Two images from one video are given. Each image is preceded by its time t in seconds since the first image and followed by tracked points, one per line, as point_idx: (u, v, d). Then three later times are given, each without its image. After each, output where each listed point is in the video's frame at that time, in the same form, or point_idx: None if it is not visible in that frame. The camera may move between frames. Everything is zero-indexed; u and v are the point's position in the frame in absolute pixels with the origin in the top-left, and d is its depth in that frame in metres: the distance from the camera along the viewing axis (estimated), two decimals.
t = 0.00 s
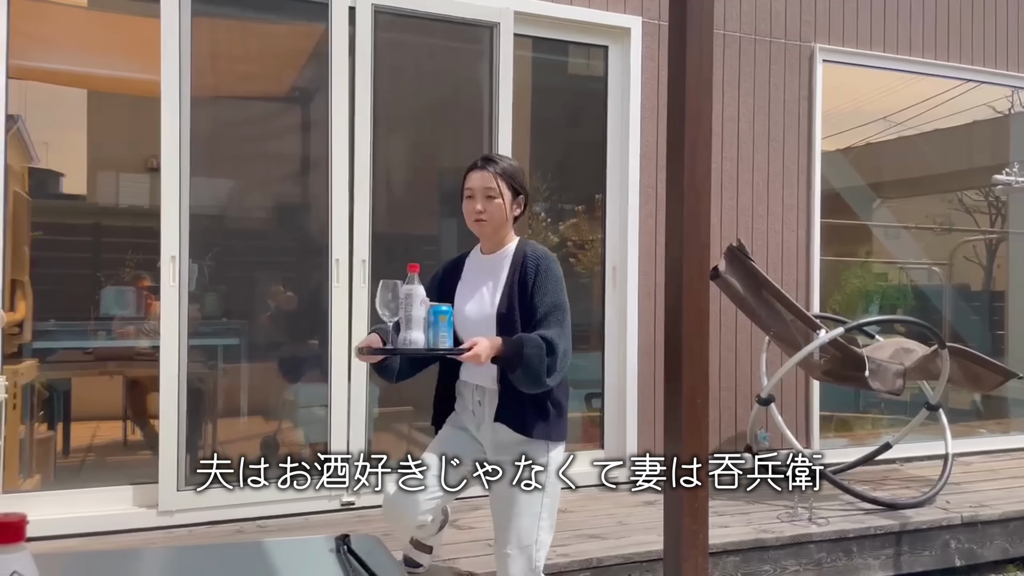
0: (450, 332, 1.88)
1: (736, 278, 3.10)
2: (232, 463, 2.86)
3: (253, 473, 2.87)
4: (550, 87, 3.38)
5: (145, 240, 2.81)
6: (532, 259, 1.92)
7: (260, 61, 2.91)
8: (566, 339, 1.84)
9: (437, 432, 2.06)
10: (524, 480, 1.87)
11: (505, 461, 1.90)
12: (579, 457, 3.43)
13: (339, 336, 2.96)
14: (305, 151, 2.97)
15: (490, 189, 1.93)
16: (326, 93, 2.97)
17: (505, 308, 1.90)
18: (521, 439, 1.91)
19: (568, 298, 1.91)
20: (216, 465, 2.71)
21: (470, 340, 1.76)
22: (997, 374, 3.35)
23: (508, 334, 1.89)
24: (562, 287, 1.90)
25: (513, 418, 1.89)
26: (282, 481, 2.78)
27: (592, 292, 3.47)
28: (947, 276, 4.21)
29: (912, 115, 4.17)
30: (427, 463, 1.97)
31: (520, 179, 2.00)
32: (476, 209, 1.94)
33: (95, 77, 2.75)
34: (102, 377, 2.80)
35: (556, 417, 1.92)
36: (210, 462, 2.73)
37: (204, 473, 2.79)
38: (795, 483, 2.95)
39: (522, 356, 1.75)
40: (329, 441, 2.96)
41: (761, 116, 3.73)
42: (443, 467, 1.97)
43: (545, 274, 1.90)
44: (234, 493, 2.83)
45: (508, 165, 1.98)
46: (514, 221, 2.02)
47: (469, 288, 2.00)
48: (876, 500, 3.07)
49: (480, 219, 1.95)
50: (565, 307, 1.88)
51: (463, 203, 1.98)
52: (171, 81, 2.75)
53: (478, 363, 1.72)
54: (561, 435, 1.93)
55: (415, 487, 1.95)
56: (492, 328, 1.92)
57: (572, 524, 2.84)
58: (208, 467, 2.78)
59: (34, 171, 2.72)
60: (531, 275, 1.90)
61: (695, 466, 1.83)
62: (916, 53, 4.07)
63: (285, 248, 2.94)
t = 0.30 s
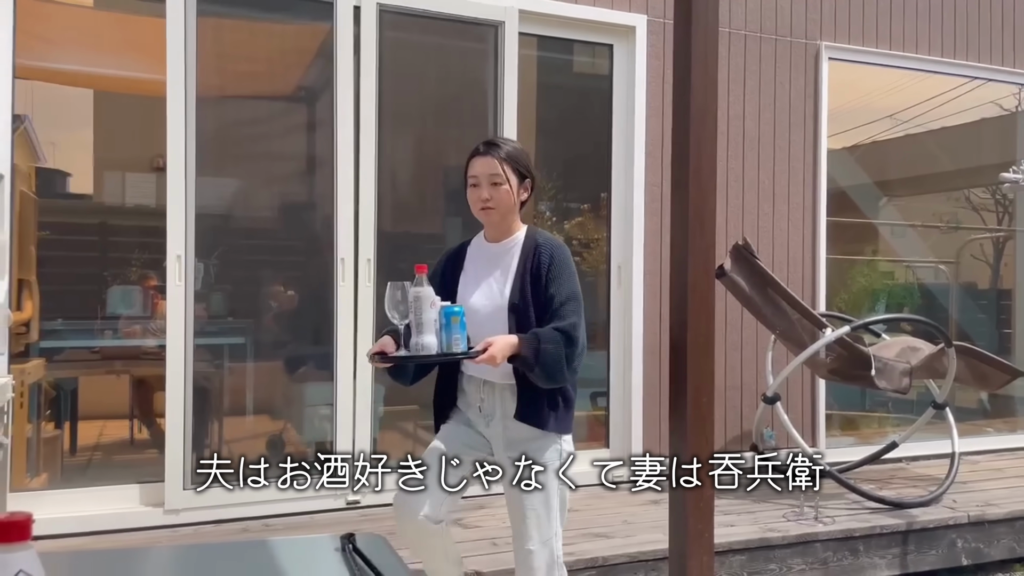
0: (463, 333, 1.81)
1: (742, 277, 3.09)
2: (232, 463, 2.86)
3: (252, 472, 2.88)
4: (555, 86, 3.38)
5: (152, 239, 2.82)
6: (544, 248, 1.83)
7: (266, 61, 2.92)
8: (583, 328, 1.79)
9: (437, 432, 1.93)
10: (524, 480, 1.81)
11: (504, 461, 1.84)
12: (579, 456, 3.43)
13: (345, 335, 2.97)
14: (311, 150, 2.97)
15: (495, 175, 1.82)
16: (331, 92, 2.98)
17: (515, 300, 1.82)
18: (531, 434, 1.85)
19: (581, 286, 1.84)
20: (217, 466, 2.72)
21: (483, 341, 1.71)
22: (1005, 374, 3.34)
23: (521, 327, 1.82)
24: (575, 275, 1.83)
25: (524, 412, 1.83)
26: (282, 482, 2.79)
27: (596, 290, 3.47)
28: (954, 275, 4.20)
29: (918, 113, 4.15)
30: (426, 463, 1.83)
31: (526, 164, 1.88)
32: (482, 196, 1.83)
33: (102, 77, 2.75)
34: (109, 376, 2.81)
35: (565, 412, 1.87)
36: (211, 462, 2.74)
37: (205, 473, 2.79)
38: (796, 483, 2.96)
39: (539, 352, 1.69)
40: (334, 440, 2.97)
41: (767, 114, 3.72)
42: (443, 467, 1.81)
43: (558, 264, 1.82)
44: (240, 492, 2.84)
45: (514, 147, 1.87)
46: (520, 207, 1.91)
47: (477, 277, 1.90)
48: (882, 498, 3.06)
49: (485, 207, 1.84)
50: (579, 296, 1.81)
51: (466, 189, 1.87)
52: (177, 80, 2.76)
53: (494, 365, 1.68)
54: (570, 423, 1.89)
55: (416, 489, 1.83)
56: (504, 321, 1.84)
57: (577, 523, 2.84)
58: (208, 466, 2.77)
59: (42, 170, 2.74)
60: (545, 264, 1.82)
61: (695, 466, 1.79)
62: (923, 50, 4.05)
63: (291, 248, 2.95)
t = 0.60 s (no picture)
0: (437, 336, 1.65)
1: (750, 275, 3.08)
2: (232, 463, 2.86)
3: (253, 472, 2.88)
4: (562, 85, 3.38)
5: (160, 238, 2.83)
6: (518, 244, 1.72)
7: (273, 60, 2.92)
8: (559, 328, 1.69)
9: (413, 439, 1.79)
10: (525, 479, 1.69)
11: (504, 460, 1.69)
12: (579, 455, 3.42)
13: (352, 334, 2.97)
14: (318, 149, 2.98)
15: (467, 171, 1.70)
16: (338, 91, 2.98)
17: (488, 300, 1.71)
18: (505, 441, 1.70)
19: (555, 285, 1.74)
20: (217, 464, 2.73)
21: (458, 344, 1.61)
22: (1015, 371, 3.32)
23: (497, 329, 1.71)
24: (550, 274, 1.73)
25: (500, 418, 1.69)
26: (284, 482, 2.79)
27: (603, 288, 3.46)
28: (963, 272, 4.18)
29: (927, 110, 4.13)
30: (427, 462, 1.73)
31: (500, 156, 1.76)
32: (454, 194, 1.70)
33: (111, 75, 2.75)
34: (117, 374, 2.80)
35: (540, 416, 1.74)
36: (213, 461, 2.73)
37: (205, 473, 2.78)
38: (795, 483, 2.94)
39: (524, 360, 1.59)
40: (342, 438, 2.97)
41: (775, 111, 3.71)
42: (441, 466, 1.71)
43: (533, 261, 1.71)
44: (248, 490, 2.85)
45: (487, 139, 1.74)
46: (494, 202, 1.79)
47: (448, 273, 1.78)
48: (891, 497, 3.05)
49: (457, 204, 1.72)
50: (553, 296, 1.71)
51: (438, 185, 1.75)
52: (185, 79, 2.77)
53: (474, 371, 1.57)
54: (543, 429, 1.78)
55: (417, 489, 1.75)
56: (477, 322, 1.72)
57: (584, 521, 2.84)
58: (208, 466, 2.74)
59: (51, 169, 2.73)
60: (520, 262, 1.69)
61: (695, 466, 1.78)
62: (932, 46, 4.03)
63: (298, 247, 2.96)
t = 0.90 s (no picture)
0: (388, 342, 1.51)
1: (763, 274, 3.07)
2: (233, 463, 2.86)
3: (254, 472, 2.86)
4: (574, 83, 3.37)
5: (173, 237, 2.84)
6: (487, 242, 1.63)
7: (285, 59, 2.93)
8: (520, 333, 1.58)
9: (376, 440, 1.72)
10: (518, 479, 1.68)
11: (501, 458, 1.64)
12: (580, 454, 3.41)
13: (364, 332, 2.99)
14: (329, 148, 2.98)
15: (439, 160, 1.61)
16: (350, 90, 2.99)
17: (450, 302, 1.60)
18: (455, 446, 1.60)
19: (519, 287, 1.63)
20: (217, 465, 2.73)
21: (410, 351, 1.47)
22: None
23: (455, 331, 1.60)
24: (514, 275, 1.63)
25: (451, 423, 1.59)
26: (283, 482, 2.78)
27: (615, 286, 3.46)
28: (978, 271, 4.15)
29: (941, 107, 4.10)
30: (428, 460, 1.62)
31: (471, 148, 1.68)
32: (423, 185, 1.62)
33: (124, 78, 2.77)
34: (131, 373, 2.81)
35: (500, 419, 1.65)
36: (212, 461, 2.73)
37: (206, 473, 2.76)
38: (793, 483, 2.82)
39: (476, 370, 1.48)
40: (354, 437, 2.99)
41: (787, 109, 3.69)
42: (442, 467, 1.60)
43: (497, 261, 1.61)
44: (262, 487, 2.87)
45: (456, 130, 1.66)
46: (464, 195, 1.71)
47: (411, 268, 1.68)
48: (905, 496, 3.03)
49: (427, 196, 1.64)
50: (516, 299, 1.61)
51: (406, 176, 1.66)
52: (198, 79, 2.79)
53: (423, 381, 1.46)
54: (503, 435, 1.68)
55: (417, 489, 1.65)
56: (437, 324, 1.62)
57: (597, 520, 2.84)
58: (208, 466, 2.73)
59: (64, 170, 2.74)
60: (485, 262, 1.60)
61: (695, 465, 1.80)
62: (946, 43, 4.00)
63: (310, 246, 2.97)
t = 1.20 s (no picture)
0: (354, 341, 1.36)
1: (782, 273, 3.07)
2: (232, 463, 2.85)
3: (253, 472, 2.86)
4: (591, 83, 3.37)
5: (195, 237, 2.86)
6: (482, 238, 1.50)
7: (305, 61, 2.96)
8: (506, 338, 1.43)
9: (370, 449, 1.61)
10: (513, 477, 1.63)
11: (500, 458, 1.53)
12: (579, 455, 3.37)
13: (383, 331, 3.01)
14: (349, 148, 3.01)
15: (439, 149, 1.50)
16: (369, 91, 3.02)
17: (437, 302, 1.48)
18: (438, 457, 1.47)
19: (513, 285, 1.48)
20: (217, 465, 2.73)
21: (375, 352, 1.34)
22: None
23: (442, 333, 1.48)
24: (506, 273, 1.47)
25: (434, 427, 1.48)
26: (283, 482, 2.78)
27: (634, 286, 3.46)
28: (1002, 270, 4.11)
29: (964, 106, 4.06)
30: (427, 462, 1.49)
31: (470, 140, 1.57)
32: (422, 175, 1.49)
33: (144, 77, 2.79)
34: (153, 371, 2.84)
35: (489, 433, 1.51)
36: (212, 462, 2.72)
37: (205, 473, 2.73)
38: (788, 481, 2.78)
39: (446, 374, 1.36)
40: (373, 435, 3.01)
41: (807, 108, 3.67)
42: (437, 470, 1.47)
43: (488, 258, 1.48)
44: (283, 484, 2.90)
45: (457, 122, 1.55)
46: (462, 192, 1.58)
47: (404, 267, 1.57)
48: (927, 498, 3.01)
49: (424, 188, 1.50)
50: (505, 298, 1.45)
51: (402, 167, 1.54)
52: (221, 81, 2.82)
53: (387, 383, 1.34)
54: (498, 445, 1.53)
55: (417, 490, 1.52)
56: (424, 326, 1.50)
57: (615, 519, 2.84)
58: (208, 466, 2.71)
59: (87, 171, 2.78)
60: (476, 258, 1.48)
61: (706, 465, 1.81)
62: (969, 40, 3.96)
63: (330, 245, 2.99)
